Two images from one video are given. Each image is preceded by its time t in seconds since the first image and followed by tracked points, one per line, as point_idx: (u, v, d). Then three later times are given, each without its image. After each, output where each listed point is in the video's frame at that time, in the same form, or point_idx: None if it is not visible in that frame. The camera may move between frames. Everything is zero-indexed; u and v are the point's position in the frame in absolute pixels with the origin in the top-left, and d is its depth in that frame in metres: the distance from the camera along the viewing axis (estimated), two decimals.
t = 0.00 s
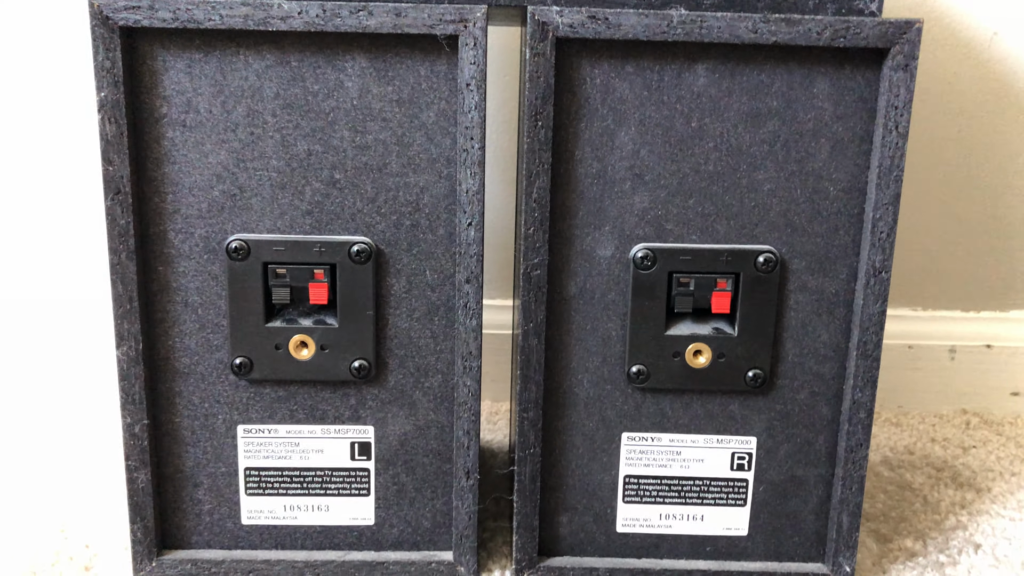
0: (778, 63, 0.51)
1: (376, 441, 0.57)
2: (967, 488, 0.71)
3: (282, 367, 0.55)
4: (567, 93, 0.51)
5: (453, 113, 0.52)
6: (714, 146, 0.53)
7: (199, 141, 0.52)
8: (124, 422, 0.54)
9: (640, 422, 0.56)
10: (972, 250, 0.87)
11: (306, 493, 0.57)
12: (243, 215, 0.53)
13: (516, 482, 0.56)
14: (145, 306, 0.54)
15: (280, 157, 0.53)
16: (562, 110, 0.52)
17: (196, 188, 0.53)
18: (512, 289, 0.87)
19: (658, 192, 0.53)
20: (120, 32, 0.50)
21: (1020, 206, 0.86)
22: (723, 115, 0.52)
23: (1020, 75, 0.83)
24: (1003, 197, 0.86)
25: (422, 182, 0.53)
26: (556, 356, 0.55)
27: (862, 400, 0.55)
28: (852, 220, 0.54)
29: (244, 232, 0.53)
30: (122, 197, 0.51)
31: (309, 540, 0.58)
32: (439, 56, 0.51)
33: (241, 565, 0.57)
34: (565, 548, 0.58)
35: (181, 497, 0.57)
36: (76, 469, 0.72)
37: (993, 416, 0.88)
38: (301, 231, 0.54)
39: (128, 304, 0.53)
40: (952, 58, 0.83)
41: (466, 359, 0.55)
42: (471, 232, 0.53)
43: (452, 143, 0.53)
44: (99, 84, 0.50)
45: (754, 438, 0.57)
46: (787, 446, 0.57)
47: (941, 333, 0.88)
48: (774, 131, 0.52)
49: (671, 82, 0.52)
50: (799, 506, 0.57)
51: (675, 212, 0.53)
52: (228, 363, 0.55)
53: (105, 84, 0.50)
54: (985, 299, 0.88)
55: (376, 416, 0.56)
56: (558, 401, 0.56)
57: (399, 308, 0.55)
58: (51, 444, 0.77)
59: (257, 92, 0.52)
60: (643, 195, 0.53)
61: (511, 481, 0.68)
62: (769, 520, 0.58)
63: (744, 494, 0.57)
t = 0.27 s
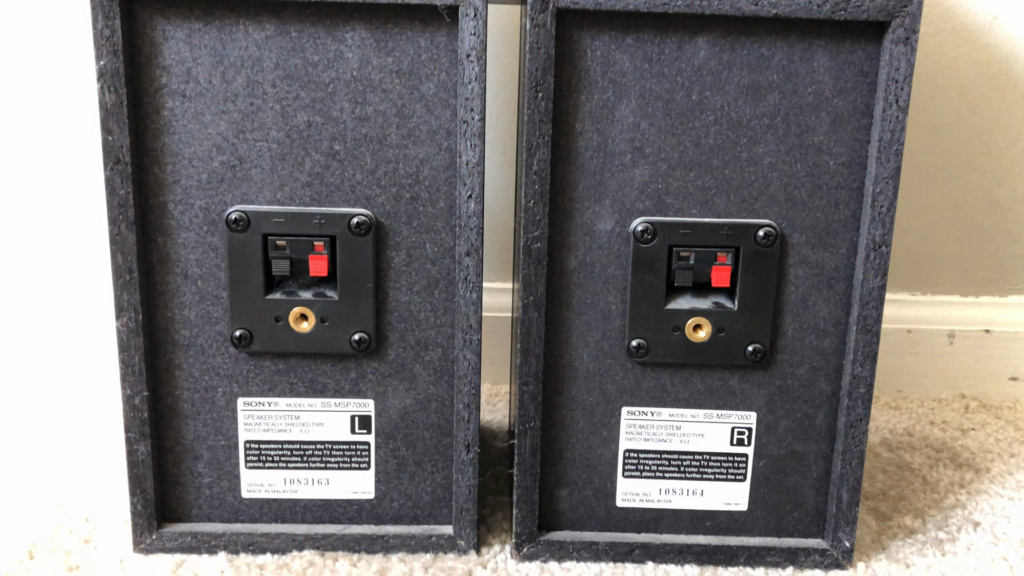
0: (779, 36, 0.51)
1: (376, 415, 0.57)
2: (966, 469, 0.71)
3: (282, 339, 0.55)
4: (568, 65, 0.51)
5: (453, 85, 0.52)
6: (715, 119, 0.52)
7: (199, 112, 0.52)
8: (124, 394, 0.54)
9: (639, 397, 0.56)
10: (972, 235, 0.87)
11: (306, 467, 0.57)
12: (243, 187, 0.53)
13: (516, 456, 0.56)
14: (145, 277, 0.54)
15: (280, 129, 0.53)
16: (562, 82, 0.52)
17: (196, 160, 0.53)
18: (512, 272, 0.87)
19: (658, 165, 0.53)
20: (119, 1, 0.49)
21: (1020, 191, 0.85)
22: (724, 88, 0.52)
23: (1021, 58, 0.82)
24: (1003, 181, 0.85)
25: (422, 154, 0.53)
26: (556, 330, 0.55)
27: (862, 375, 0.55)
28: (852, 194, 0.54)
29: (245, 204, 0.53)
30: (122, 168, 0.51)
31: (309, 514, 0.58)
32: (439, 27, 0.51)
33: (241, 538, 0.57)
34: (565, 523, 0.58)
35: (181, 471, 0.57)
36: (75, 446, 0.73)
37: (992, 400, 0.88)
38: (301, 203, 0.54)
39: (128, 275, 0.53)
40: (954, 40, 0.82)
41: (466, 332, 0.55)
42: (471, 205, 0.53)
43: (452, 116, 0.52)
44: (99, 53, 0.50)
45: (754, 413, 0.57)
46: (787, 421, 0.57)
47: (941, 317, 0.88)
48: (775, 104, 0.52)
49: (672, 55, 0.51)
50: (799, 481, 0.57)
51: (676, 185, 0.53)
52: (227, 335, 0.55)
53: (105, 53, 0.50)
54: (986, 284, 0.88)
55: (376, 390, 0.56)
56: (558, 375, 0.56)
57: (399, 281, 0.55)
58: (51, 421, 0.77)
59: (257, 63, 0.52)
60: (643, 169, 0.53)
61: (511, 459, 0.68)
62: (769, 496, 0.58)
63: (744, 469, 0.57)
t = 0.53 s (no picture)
0: (781, 12, 0.51)
1: (378, 392, 0.57)
2: (965, 450, 0.72)
3: (283, 316, 0.55)
4: (569, 41, 0.51)
5: (455, 61, 0.52)
6: (716, 95, 0.53)
7: (201, 88, 0.52)
8: (125, 371, 0.55)
9: (640, 374, 0.56)
10: (971, 221, 0.87)
11: (307, 444, 0.57)
12: (245, 163, 0.53)
13: (517, 433, 0.56)
14: (146, 254, 0.54)
15: (282, 105, 0.53)
16: (563, 58, 0.52)
17: (198, 136, 0.53)
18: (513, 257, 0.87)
19: (659, 141, 0.53)
20: None
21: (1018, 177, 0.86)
22: (725, 64, 0.52)
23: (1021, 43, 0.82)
24: (1001, 167, 0.86)
25: (424, 130, 0.53)
26: (557, 307, 0.55)
27: (862, 351, 0.55)
28: (853, 170, 0.54)
29: (246, 180, 0.53)
30: (124, 143, 0.51)
31: (310, 491, 0.58)
32: (441, 3, 0.51)
33: (242, 515, 0.57)
34: (565, 500, 0.58)
35: (182, 448, 0.57)
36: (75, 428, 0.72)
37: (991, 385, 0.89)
38: (302, 179, 0.54)
39: (129, 252, 0.53)
40: (954, 25, 0.82)
41: (467, 309, 0.55)
42: (473, 181, 0.53)
43: (453, 92, 0.53)
44: (101, 28, 0.50)
45: (754, 390, 0.57)
46: (787, 398, 0.57)
47: (940, 302, 0.89)
48: (776, 81, 0.52)
49: (673, 31, 0.52)
50: (799, 458, 0.58)
51: (677, 161, 0.54)
52: (229, 312, 0.55)
53: (106, 28, 0.50)
54: (985, 269, 0.88)
55: (378, 367, 0.57)
56: (558, 352, 0.56)
57: (401, 258, 0.55)
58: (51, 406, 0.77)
59: (259, 39, 0.52)
60: (644, 145, 0.53)
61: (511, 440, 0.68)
62: (768, 473, 0.58)
63: (743, 447, 0.57)
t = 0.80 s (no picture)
0: None
1: (379, 371, 0.57)
2: (968, 432, 0.71)
3: (284, 294, 0.55)
4: (570, 17, 0.51)
5: (455, 38, 0.52)
6: (717, 71, 0.52)
7: (202, 65, 0.52)
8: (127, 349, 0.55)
9: (641, 352, 0.56)
10: (973, 205, 0.87)
11: (309, 423, 0.57)
12: (246, 141, 0.53)
13: (518, 411, 0.56)
14: (148, 232, 0.54)
15: (282, 82, 0.53)
16: (564, 33, 0.52)
17: (199, 114, 0.53)
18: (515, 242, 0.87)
19: (661, 118, 0.53)
20: None
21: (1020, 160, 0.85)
22: (727, 39, 0.52)
23: None
24: (1004, 150, 0.85)
25: (425, 107, 0.53)
26: (559, 285, 0.55)
27: (864, 328, 0.55)
28: (854, 146, 0.54)
29: (247, 158, 0.53)
30: (125, 121, 0.51)
31: (312, 471, 0.58)
32: None
33: (244, 494, 0.57)
34: (567, 479, 0.58)
35: (184, 427, 0.57)
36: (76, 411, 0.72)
37: (994, 369, 0.88)
38: (303, 157, 0.54)
39: (131, 230, 0.53)
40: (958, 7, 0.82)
41: (469, 287, 0.55)
42: (473, 157, 0.53)
43: (454, 68, 0.52)
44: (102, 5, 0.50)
45: (756, 368, 0.57)
46: (789, 375, 0.57)
47: (943, 287, 0.89)
48: (777, 56, 0.52)
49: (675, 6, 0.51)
50: (801, 436, 0.58)
51: (678, 138, 0.53)
52: (230, 291, 0.55)
53: (107, 5, 0.49)
54: (988, 253, 0.88)
55: (379, 345, 0.56)
56: (560, 330, 0.56)
57: (402, 236, 0.55)
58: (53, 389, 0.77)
59: (259, 16, 0.52)
60: (646, 121, 0.53)
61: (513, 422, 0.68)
62: (770, 451, 0.58)
63: (745, 425, 0.57)
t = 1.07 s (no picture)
0: None
1: (383, 347, 0.57)
2: (972, 414, 0.71)
3: (289, 270, 0.55)
4: None
5: (460, 12, 0.52)
6: (723, 47, 0.52)
7: (206, 39, 0.52)
8: (131, 325, 0.55)
9: (646, 330, 0.56)
10: (977, 190, 0.86)
11: (313, 400, 0.57)
12: (250, 116, 0.53)
13: (522, 388, 0.56)
14: (151, 206, 0.54)
15: (287, 57, 0.52)
16: (570, 7, 0.51)
17: (204, 88, 0.53)
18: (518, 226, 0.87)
19: (666, 94, 0.53)
20: None
21: None
22: (733, 14, 0.52)
23: None
24: (1010, 135, 0.85)
25: (430, 82, 0.53)
26: (563, 262, 0.55)
27: (870, 306, 0.55)
28: (861, 123, 0.53)
29: (252, 132, 0.53)
30: (130, 95, 0.51)
31: (316, 447, 0.58)
32: None
33: (248, 470, 0.57)
34: (571, 456, 0.58)
35: (188, 403, 0.57)
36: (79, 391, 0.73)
37: (997, 354, 0.89)
38: (308, 132, 0.54)
39: (135, 205, 0.53)
40: None
41: (473, 263, 0.55)
42: (478, 132, 0.53)
43: (459, 43, 0.52)
44: None
45: (761, 345, 0.57)
46: (794, 354, 0.57)
47: (947, 272, 0.89)
48: (784, 32, 0.52)
49: None
50: (806, 415, 0.58)
51: (684, 114, 0.53)
52: (235, 266, 0.55)
53: None
54: (993, 240, 0.88)
55: (383, 322, 0.56)
56: (565, 307, 0.56)
57: (406, 212, 0.55)
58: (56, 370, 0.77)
59: None
60: (651, 97, 0.53)
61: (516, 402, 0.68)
62: (774, 429, 0.58)
63: (750, 403, 0.57)
